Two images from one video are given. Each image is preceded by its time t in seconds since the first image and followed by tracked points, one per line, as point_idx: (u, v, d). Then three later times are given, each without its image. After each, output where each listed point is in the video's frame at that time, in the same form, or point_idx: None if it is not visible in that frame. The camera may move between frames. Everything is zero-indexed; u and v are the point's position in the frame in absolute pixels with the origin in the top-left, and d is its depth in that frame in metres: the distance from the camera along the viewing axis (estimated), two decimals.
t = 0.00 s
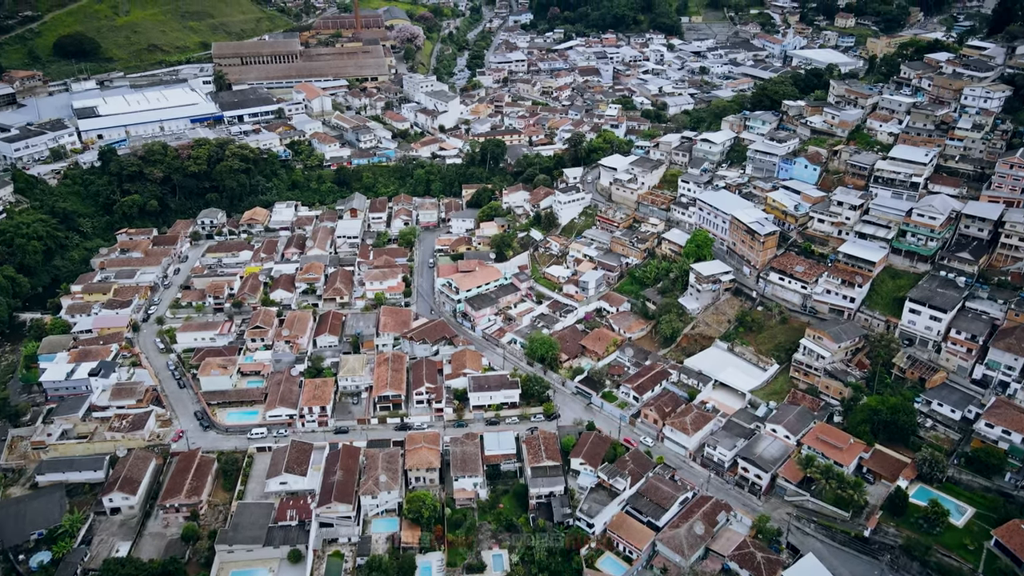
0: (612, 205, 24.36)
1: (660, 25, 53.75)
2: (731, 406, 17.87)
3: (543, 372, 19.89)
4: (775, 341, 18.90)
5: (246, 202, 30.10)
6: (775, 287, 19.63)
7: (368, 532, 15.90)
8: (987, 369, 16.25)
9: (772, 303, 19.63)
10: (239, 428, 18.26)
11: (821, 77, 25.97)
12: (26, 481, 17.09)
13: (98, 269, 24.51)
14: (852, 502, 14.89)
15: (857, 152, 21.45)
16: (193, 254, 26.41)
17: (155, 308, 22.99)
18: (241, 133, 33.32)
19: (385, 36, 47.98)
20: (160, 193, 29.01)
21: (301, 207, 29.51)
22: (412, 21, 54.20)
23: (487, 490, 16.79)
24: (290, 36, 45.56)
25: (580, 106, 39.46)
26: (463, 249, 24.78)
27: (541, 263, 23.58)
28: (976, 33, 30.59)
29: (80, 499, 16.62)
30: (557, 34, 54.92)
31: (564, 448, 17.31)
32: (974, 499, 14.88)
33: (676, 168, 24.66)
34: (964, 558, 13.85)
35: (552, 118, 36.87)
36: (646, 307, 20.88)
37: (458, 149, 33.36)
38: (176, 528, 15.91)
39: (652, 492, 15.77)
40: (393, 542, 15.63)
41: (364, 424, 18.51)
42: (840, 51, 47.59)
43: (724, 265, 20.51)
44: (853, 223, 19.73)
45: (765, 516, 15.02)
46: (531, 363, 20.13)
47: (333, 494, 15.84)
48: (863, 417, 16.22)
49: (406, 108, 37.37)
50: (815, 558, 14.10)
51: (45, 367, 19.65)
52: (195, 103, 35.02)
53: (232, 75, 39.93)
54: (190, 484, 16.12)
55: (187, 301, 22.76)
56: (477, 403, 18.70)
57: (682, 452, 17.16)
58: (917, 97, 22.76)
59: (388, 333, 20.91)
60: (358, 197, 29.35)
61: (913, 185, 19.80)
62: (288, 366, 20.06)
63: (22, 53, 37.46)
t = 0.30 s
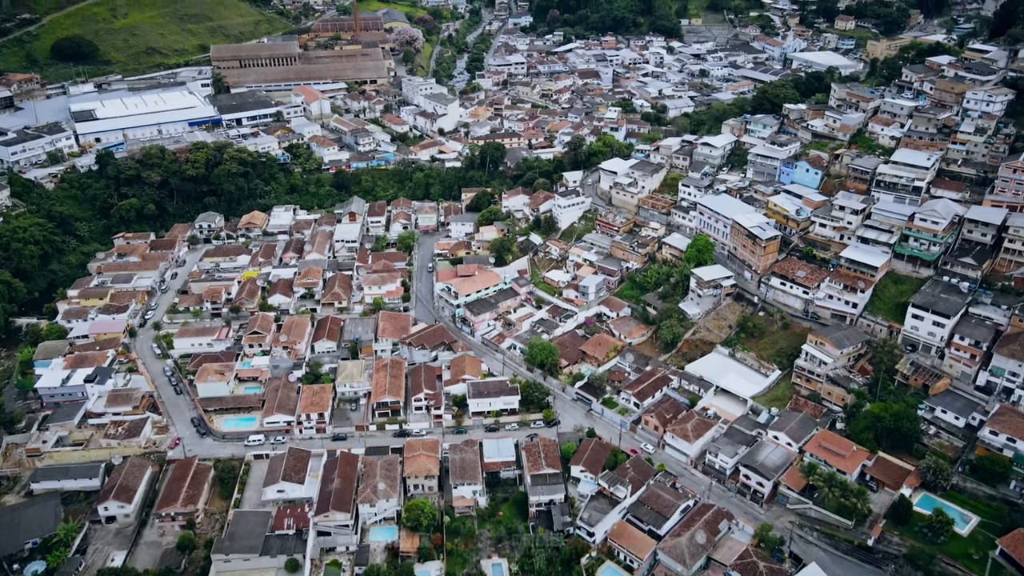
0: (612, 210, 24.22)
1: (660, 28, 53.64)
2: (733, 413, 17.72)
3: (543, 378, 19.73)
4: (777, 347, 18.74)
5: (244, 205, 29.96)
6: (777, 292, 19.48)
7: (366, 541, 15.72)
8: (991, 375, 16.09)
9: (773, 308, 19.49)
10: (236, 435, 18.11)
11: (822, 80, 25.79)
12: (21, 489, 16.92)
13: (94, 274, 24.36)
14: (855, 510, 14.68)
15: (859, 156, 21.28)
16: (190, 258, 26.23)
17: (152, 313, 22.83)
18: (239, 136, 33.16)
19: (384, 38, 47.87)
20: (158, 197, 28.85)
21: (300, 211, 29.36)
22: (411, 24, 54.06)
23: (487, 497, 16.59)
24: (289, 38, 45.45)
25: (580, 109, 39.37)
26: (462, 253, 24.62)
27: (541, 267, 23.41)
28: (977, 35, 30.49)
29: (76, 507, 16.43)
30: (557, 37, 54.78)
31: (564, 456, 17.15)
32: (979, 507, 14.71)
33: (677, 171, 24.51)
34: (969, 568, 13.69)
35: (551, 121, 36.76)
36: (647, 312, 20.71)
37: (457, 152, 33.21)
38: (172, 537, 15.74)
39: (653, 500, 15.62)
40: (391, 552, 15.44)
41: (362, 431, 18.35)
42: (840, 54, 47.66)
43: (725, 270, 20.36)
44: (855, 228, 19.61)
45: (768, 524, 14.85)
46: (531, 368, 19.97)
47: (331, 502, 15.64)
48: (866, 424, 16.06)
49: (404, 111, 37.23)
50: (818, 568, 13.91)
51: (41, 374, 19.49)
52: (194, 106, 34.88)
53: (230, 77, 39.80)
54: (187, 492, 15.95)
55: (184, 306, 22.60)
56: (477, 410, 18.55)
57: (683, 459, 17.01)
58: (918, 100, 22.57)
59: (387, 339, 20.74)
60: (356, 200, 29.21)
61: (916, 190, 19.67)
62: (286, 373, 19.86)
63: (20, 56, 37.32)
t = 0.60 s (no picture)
0: (614, 231, 23.35)
1: (659, 39, 53.03)
2: (743, 448, 16.81)
3: (543, 411, 18.82)
4: (788, 378, 17.86)
5: (234, 224, 29.14)
6: (787, 319, 18.62)
7: None
8: (1017, 412, 15.27)
9: (783, 336, 18.61)
10: (220, 473, 17.18)
11: (829, 96, 25.06)
12: None
13: (76, 298, 23.47)
14: (876, 559, 13.78)
15: (870, 176, 20.46)
16: (177, 280, 25.32)
17: (135, 340, 21.90)
18: (230, 152, 32.32)
19: (380, 51, 47.15)
20: (145, 216, 27.98)
21: (292, 230, 28.54)
22: (407, 36, 53.35)
23: (483, 541, 15.64)
24: (282, 51, 44.74)
25: (579, 123, 38.67)
26: (459, 275, 23.76)
27: (540, 291, 22.54)
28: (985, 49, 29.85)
29: (47, 554, 15.45)
30: (555, 49, 54.03)
31: (565, 496, 16.25)
32: (1007, 555, 13.77)
33: (680, 191, 23.67)
34: None
35: (550, 135, 36.04)
36: (651, 339, 19.85)
37: (454, 169, 32.40)
38: None
39: (660, 546, 14.69)
40: None
41: (353, 468, 17.43)
42: (842, 66, 47.37)
43: (733, 295, 19.50)
44: (869, 252, 18.77)
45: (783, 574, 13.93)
46: (530, 400, 19.09)
47: (318, 548, 14.81)
48: (885, 463, 15.15)
49: (400, 125, 36.46)
50: None
51: (15, 407, 18.52)
52: (184, 121, 34.06)
53: (222, 91, 39.04)
54: (164, 539, 15.02)
55: (168, 333, 21.72)
56: (473, 445, 17.65)
57: (691, 499, 16.09)
58: (931, 117, 21.65)
59: (379, 368, 19.81)
60: (349, 219, 28.37)
61: (930, 213, 18.88)
62: (274, 405, 18.93)
63: (6, 70, 36.48)
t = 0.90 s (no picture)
0: (616, 257, 22.27)
1: (659, 53, 52.24)
2: (758, 496, 15.63)
3: (543, 452, 17.65)
4: (805, 419, 16.73)
5: (222, 247, 28.05)
6: (803, 354, 17.54)
7: None
8: None
9: (799, 372, 17.50)
10: (197, 522, 16.01)
11: (841, 115, 24.28)
12: None
13: (52, 327, 22.42)
14: None
15: (887, 201, 19.41)
16: (159, 307, 24.18)
17: (112, 374, 20.75)
18: (219, 171, 31.23)
19: (375, 65, 46.25)
20: (129, 240, 26.91)
21: (281, 253, 27.39)
22: (403, 49, 52.45)
23: None
24: (275, 65, 43.83)
25: (579, 139, 37.77)
26: (454, 302, 22.65)
27: (540, 320, 21.43)
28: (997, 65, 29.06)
29: None
30: (554, 62, 53.06)
31: (569, 549, 14.99)
32: None
33: (686, 215, 22.63)
34: None
35: (549, 152, 35.12)
36: (657, 374, 18.72)
37: (450, 188, 31.38)
38: None
39: None
40: None
41: (339, 516, 16.24)
42: (848, 79, 47.10)
43: (744, 328, 18.46)
44: (888, 283, 17.70)
45: None
46: (530, 441, 17.94)
47: None
48: (913, 516, 14.03)
49: (394, 142, 35.47)
50: None
51: None
52: (171, 138, 32.96)
53: (212, 107, 37.97)
54: None
55: (147, 366, 20.47)
56: (469, 491, 16.48)
57: (703, 553, 14.93)
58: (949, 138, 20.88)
59: (369, 406, 18.69)
60: (341, 241, 27.30)
61: (953, 240, 17.83)
62: (256, 447, 17.73)
63: None
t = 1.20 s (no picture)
0: (620, 289, 21.07)
1: (659, 69, 51.36)
2: (779, 557, 14.21)
3: (543, 506, 16.33)
4: (827, 472, 15.44)
5: (207, 275, 26.79)
6: (823, 399, 16.32)
7: None
8: None
9: (819, 419, 16.26)
10: None
11: (855, 139, 23.30)
12: None
13: (22, 364, 21.13)
14: None
15: (909, 232, 18.26)
16: (138, 341, 22.90)
17: (83, 417, 19.44)
18: (205, 195, 29.99)
19: (369, 82, 45.21)
20: (108, 268, 25.70)
21: (268, 282, 26.16)
22: (399, 66, 51.48)
23: None
24: (267, 83, 42.79)
25: (579, 159, 36.74)
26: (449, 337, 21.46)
27: (540, 357, 20.19)
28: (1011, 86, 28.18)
29: None
30: (552, 79, 52.11)
31: None
32: None
33: (693, 245, 21.47)
34: None
35: (547, 174, 34.06)
36: (666, 419, 17.44)
37: (445, 212, 30.22)
38: None
39: None
40: None
41: None
42: (852, 97, 46.17)
43: (758, 370, 17.20)
44: (914, 322, 16.50)
45: None
46: (530, 493, 16.62)
47: None
48: None
49: (388, 163, 34.36)
50: None
51: None
52: (156, 160, 31.76)
53: (200, 127, 36.86)
54: None
55: (121, 409, 19.22)
56: (463, 551, 15.15)
57: None
58: (972, 164, 19.71)
59: (357, 454, 17.39)
60: (331, 269, 26.10)
61: (982, 275, 16.69)
62: (233, 500, 16.40)
63: None
